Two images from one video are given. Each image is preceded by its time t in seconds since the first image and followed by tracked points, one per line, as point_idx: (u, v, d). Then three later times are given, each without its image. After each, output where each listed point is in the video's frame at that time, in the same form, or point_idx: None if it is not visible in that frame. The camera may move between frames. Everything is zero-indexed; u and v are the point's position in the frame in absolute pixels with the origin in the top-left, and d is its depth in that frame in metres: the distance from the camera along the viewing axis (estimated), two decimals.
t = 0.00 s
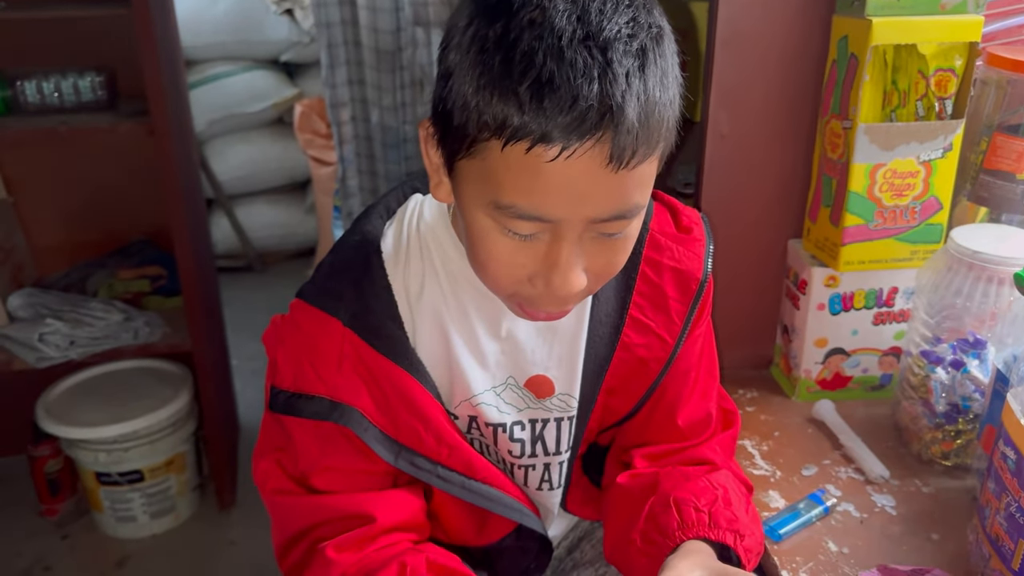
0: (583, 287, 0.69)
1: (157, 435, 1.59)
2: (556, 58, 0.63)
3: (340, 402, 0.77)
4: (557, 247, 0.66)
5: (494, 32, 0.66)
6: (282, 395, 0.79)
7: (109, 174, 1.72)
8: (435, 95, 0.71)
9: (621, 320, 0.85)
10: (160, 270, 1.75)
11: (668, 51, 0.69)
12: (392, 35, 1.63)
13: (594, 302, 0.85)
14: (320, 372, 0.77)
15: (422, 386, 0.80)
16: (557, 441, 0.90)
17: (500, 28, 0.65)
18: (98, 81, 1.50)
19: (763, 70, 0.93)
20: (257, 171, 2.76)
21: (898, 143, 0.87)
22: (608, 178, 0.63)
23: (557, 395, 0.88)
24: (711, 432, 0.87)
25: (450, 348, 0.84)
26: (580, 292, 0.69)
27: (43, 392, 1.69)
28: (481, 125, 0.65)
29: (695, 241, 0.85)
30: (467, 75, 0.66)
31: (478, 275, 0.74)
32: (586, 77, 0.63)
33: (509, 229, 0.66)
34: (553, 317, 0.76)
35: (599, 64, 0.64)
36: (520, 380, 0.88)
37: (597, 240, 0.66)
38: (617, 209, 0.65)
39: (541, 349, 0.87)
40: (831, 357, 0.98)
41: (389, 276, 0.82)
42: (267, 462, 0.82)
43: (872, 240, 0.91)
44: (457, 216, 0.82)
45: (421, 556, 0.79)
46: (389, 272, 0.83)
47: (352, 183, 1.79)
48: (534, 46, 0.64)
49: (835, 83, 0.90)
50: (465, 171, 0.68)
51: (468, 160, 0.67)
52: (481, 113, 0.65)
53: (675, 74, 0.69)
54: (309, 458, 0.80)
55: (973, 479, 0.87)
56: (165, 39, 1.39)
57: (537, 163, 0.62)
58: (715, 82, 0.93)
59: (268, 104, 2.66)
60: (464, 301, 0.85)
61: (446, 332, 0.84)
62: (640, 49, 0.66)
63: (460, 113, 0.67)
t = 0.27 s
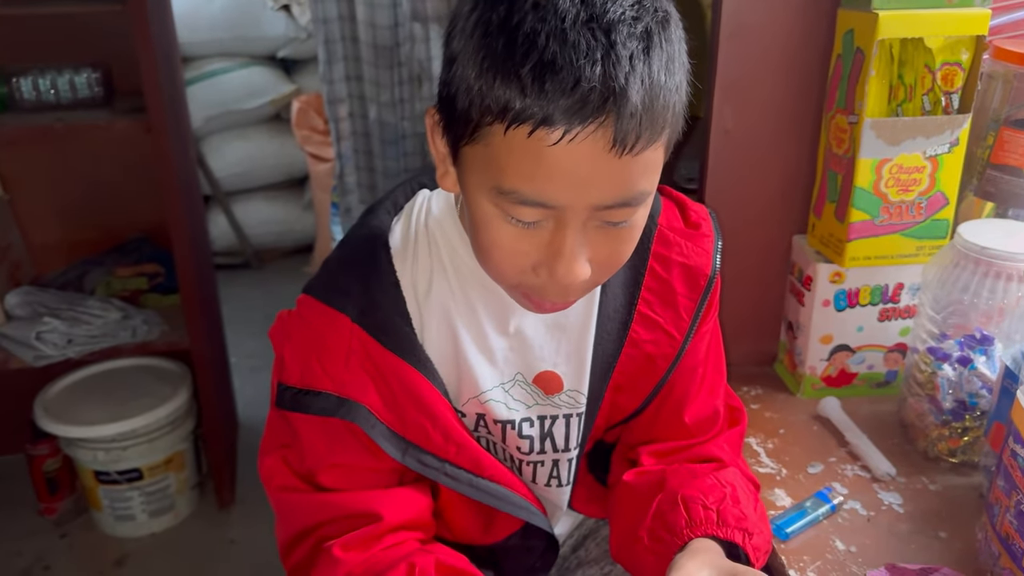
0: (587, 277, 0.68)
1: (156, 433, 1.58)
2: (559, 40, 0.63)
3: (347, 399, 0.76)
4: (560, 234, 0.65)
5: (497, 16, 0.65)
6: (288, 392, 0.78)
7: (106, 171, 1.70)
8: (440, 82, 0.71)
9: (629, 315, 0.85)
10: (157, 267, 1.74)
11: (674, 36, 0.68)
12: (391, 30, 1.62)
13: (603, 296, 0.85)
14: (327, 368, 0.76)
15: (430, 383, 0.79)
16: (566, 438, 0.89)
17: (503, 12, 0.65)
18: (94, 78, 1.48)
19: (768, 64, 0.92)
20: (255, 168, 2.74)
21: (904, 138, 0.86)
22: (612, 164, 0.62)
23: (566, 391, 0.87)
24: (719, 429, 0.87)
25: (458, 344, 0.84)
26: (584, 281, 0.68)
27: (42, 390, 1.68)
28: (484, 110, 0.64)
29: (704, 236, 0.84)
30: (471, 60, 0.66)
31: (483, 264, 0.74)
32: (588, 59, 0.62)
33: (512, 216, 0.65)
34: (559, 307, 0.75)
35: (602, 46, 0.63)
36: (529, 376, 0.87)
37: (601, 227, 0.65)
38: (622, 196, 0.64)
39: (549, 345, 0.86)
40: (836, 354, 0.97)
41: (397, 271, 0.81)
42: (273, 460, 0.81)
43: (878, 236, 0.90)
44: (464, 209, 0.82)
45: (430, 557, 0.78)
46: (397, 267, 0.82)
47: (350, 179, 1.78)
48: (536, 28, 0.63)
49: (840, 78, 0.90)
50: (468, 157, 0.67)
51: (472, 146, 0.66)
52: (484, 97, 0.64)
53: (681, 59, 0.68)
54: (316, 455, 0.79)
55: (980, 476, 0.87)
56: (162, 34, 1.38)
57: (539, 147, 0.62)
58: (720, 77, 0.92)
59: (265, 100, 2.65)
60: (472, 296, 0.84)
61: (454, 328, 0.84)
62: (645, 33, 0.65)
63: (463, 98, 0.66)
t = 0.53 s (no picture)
0: (591, 273, 0.67)
1: (155, 434, 1.58)
2: (561, 34, 0.62)
3: (353, 400, 0.75)
4: (564, 229, 0.64)
5: (499, 11, 0.65)
6: (294, 393, 0.77)
7: (102, 172, 1.69)
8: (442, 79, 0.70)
9: (635, 315, 0.84)
10: (155, 268, 1.73)
11: (677, 30, 0.67)
12: (388, 28, 1.61)
13: (609, 295, 0.84)
14: (332, 369, 0.76)
15: (436, 384, 0.78)
16: (572, 438, 0.88)
17: (505, 6, 0.65)
18: (90, 78, 1.48)
19: (770, 62, 0.92)
20: (252, 167, 2.73)
21: (906, 135, 0.86)
22: (615, 159, 0.62)
23: (571, 391, 0.87)
24: (724, 429, 0.86)
25: (463, 344, 0.83)
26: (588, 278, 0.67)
27: (40, 392, 1.68)
28: (485, 104, 0.64)
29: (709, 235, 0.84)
30: (472, 55, 0.65)
31: (486, 261, 0.73)
32: (590, 52, 0.62)
33: (515, 212, 0.64)
34: (562, 305, 0.74)
35: (604, 40, 0.63)
36: (534, 376, 0.86)
37: (605, 223, 0.65)
38: (626, 192, 0.63)
39: (555, 344, 0.86)
40: (839, 352, 0.97)
41: (402, 271, 0.81)
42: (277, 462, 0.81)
43: (881, 234, 0.90)
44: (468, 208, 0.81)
45: (438, 559, 0.78)
46: (402, 266, 0.81)
47: (348, 179, 1.77)
48: (537, 21, 0.63)
49: (842, 75, 0.89)
50: (471, 153, 0.67)
51: (474, 142, 0.66)
52: (486, 92, 0.64)
53: (684, 54, 0.67)
54: (321, 457, 0.79)
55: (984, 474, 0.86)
56: (159, 33, 1.37)
57: (541, 142, 0.61)
58: (722, 75, 0.92)
59: (261, 99, 2.64)
60: (477, 295, 0.83)
61: (459, 327, 0.83)
62: (648, 27, 0.65)
63: (465, 93, 0.66)
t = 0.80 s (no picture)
0: (591, 279, 0.67)
1: (154, 438, 1.57)
2: (560, 42, 0.62)
3: (355, 406, 0.75)
4: (564, 236, 0.64)
5: (499, 18, 0.64)
6: (296, 399, 0.77)
7: (99, 175, 1.69)
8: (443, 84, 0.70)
9: (636, 318, 0.84)
10: (153, 271, 1.73)
11: (677, 37, 0.67)
12: (385, 30, 1.61)
13: (610, 298, 0.84)
14: (334, 375, 0.76)
15: (438, 389, 0.78)
16: (574, 442, 0.88)
17: (505, 14, 0.64)
18: (87, 81, 1.47)
19: (770, 63, 0.92)
20: (248, 169, 2.73)
21: (907, 135, 0.86)
22: (615, 166, 0.62)
23: (573, 395, 0.87)
24: (726, 431, 0.86)
25: (465, 349, 0.83)
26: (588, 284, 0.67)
27: (38, 397, 1.67)
28: (486, 112, 0.63)
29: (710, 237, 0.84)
30: (473, 63, 0.65)
31: (487, 267, 0.73)
32: (590, 62, 0.61)
33: (516, 219, 0.64)
34: (563, 310, 0.74)
35: (604, 49, 0.62)
36: (535, 380, 0.86)
37: (605, 230, 0.65)
38: (626, 198, 0.63)
39: (556, 348, 0.86)
40: (840, 352, 0.97)
41: (404, 276, 0.80)
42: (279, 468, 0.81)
43: (882, 234, 0.90)
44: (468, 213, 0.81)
45: (440, 563, 0.78)
46: (403, 272, 0.81)
47: (345, 180, 1.77)
48: (537, 30, 0.62)
49: (843, 75, 0.89)
50: (471, 160, 0.66)
51: (474, 149, 0.65)
52: (486, 100, 0.63)
53: (684, 60, 0.67)
54: (323, 462, 0.78)
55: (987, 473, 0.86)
56: (155, 37, 1.37)
57: (542, 150, 0.61)
58: (722, 76, 0.92)
59: (258, 101, 2.63)
60: (478, 300, 0.83)
61: (460, 333, 0.83)
62: (648, 34, 0.64)
63: (466, 100, 0.65)
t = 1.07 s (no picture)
0: (584, 285, 0.67)
1: (153, 442, 1.57)
2: (548, 53, 0.61)
3: (353, 409, 0.76)
4: (555, 244, 0.64)
5: (489, 27, 0.64)
6: (294, 403, 0.77)
7: (95, 179, 1.69)
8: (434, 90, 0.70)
9: (633, 318, 0.84)
10: (150, 275, 1.73)
11: (668, 44, 0.66)
12: (380, 32, 1.61)
13: (606, 299, 0.84)
14: (331, 379, 0.76)
15: (435, 392, 0.78)
16: (572, 443, 0.88)
17: (495, 22, 0.64)
18: (83, 85, 1.46)
19: (765, 62, 0.92)
20: (245, 172, 2.72)
21: (904, 133, 0.86)
22: (606, 175, 0.62)
23: (571, 396, 0.87)
24: (724, 431, 0.86)
25: (461, 352, 0.83)
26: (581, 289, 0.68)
27: (36, 401, 1.67)
28: (476, 122, 0.63)
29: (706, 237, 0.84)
30: (463, 72, 0.65)
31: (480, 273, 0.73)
32: (578, 73, 0.61)
33: (507, 227, 0.65)
34: (556, 315, 0.75)
35: (593, 59, 0.62)
36: (532, 382, 0.87)
37: (596, 237, 0.65)
38: (616, 206, 0.63)
39: (553, 350, 0.86)
40: (839, 350, 0.97)
41: (399, 280, 0.80)
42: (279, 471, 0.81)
43: (878, 232, 0.90)
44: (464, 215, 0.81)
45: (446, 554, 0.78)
46: (399, 275, 0.81)
47: (342, 182, 1.77)
48: (526, 41, 0.62)
49: (839, 74, 0.90)
50: (463, 168, 0.66)
51: (466, 156, 0.66)
52: (476, 110, 0.63)
53: (675, 67, 0.66)
54: (323, 466, 0.79)
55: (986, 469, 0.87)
56: (151, 41, 1.37)
57: (532, 160, 0.61)
58: (718, 76, 0.92)
59: (253, 104, 2.63)
60: (474, 303, 0.83)
61: (456, 336, 0.83)
62: (637, 43, 0.64)
63: (456, 109, 0.65)
